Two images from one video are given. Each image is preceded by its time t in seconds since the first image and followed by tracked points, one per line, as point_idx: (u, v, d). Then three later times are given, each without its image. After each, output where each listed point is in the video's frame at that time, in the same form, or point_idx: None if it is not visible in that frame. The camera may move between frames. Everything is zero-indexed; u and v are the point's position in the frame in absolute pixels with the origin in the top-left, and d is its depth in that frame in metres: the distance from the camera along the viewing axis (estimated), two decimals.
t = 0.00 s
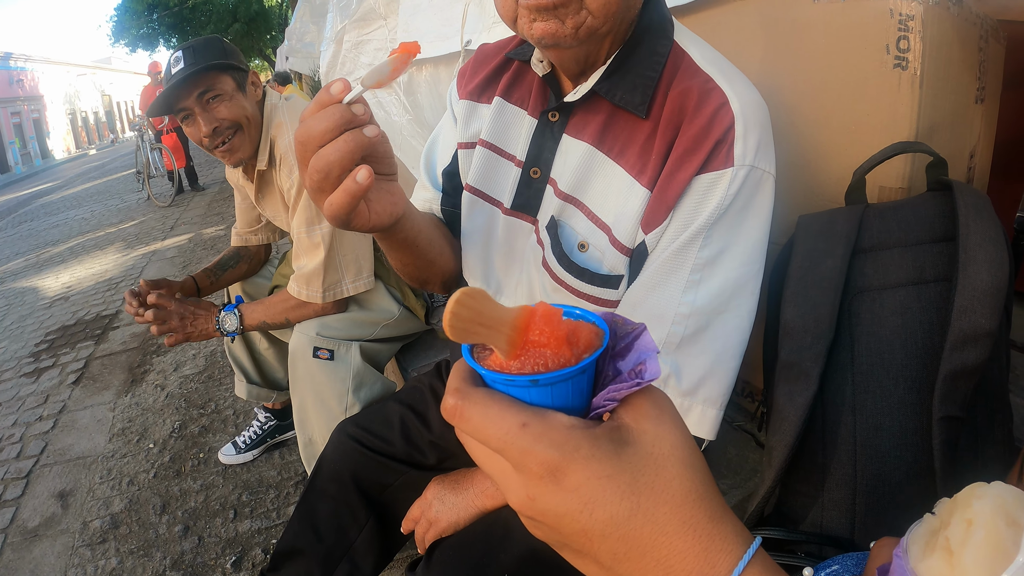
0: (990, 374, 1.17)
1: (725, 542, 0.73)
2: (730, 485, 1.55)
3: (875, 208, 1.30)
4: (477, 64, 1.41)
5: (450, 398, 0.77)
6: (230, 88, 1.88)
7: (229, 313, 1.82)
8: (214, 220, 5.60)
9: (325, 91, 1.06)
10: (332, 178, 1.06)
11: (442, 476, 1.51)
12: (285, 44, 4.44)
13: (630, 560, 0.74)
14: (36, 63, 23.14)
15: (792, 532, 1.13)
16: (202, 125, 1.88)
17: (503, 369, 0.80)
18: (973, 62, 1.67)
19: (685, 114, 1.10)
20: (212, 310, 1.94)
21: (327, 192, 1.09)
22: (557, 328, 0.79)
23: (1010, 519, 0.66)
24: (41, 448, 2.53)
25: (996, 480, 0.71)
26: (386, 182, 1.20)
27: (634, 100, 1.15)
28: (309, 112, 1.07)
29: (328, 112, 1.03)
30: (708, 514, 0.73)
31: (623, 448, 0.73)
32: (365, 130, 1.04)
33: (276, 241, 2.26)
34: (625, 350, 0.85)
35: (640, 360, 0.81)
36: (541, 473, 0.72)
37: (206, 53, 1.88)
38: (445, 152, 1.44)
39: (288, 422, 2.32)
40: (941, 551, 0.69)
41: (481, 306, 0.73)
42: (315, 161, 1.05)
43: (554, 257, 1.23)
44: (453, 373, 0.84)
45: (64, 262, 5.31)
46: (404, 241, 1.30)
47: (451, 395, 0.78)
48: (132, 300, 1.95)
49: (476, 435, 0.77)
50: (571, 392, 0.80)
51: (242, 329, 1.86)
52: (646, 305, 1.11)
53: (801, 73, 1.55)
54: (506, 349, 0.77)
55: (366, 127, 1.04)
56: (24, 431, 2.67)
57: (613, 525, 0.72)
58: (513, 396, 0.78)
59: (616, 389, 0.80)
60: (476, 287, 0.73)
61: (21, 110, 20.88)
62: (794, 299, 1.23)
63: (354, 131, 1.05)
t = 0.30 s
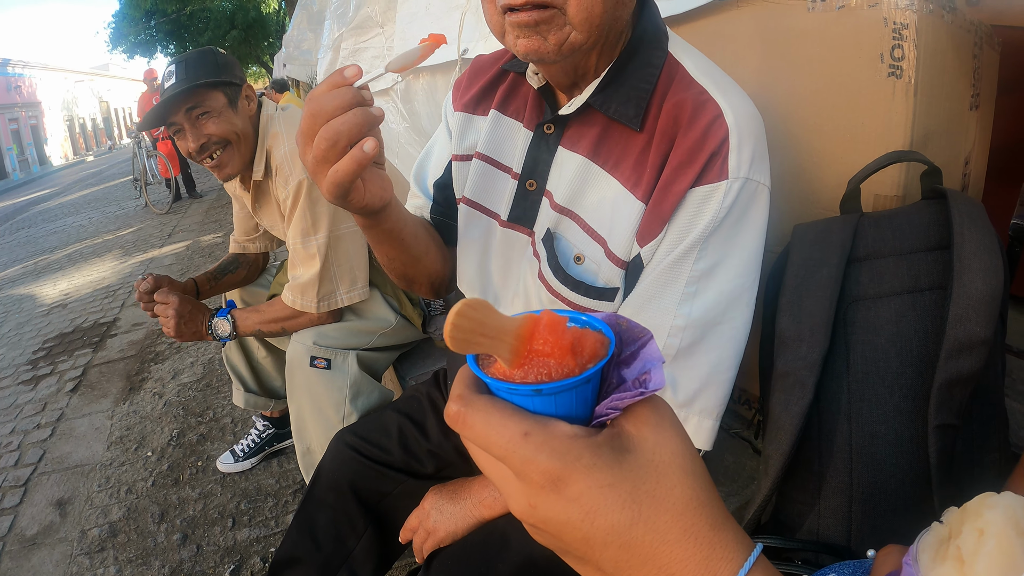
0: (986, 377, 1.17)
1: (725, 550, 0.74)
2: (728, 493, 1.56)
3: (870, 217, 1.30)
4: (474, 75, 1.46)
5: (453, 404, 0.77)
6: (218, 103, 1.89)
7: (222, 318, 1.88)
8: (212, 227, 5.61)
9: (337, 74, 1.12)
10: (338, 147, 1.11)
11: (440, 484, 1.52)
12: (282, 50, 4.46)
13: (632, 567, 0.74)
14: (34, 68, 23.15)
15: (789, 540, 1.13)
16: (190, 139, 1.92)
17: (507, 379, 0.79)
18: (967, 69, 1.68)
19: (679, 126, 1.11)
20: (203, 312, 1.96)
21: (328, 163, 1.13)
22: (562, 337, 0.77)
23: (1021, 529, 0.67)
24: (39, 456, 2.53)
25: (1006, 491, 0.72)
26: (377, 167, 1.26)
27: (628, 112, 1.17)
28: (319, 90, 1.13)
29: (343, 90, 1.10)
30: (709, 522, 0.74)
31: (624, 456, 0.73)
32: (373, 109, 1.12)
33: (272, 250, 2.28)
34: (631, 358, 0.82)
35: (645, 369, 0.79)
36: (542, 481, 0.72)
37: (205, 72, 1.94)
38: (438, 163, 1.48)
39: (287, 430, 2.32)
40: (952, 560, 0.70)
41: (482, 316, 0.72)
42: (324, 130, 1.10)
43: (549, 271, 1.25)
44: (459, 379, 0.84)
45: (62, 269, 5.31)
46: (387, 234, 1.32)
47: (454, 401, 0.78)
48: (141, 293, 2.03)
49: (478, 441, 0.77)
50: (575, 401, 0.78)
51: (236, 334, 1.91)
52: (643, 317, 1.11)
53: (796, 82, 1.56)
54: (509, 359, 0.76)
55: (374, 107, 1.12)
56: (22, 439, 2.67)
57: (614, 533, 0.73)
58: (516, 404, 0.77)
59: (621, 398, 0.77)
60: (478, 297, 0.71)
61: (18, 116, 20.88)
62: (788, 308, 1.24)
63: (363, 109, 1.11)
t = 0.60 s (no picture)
0: (975, 391, 1.20)
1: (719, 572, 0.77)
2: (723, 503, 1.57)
3: (863, 230, 1.33)
4: (468, 91, 1.54)
5: (461, 437, 0.79)
6: (188, 125, 1.96)
7: (226, 335, 1.92)
8: (210, 236, 5.63)
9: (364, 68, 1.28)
10: (366, 119, 1.22)
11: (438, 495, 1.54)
12: (280, 59, 4.49)
13: None
14: (32, 74, 23.18)
15: (782, 551, 1.14)
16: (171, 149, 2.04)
17: (511, 412, 0.80)
18: (961, 80, 1.69)
19: (670, 143, 1.14)
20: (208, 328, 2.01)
21: (355, 134, 1.23)
22: (563, 374, 0.79)
23: (1004, 547, 0.68)
24: (38, 465, 2.53)
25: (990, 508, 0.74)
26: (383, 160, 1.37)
27: (619, 130, 1.21)
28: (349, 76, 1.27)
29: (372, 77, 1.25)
30: (704, 547, 0.77)
31: (623, 484, 0.75)
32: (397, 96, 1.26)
33: (271, 261, 2.33)
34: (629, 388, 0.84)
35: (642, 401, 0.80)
36: (546, 509, 0.74)
37: (194, 95, 2.00)
38: (433, 179, 1.57)
39: (286, 440, 2.34)
40: None
41: (489, 360, 0.73)
42: (356, 102, 1.21)
43: (543, 286, 1.27)
44: (464, 413, 0.85)
45: (59, 277, 5.31)
46: (382, 227, 1.44)
47: (461, 433, 0.79)
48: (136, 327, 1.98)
49: (485, 471, 0.78)
50: (576, 431, 0.80)
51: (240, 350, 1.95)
52: (636, 333, 1.12)
53: (787, 94, 1.58)
54: (512, 395, 0.78)
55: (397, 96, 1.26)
56: (21, 448, 2.68)
57: (614, 555, 0.76)
58: (520, 435, 0.79)
59: (620, 428, 0.79)
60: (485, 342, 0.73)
61: (15, 122, 20.89)
62: (778, 317, 1.27)
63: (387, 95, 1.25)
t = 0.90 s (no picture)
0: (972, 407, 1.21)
1: None
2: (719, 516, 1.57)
3: (857, 244, 1.34)
4: (463, 105, 1.56)
5: (448, 465, 0.80)
6: (184, 129, 1.97)
7: (224, 350, 1.95)
8: (208, 245, 5.65)
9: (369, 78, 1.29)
10: (370, 122, 1.22)
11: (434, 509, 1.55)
12: (279, 68, 4.50)
13: None
14: (32, 81, 23.27)
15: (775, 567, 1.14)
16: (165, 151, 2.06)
17: (497, 443, 0.82)
18: (956, 89, 1.70)
19: (660, 158, 1.15)
20: (206, 344, 2.06)
21: (360, 135, 1.23)
22: (549, 407, 0.80)
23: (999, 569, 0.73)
24: (35, 475, 2.53)
25: (983, 533, 0.80)
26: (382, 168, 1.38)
27: (608, 145, 1.22)
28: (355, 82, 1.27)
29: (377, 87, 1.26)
30: None
31: (609, 514, 0.77)
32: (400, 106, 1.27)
33: (268, 272, 2.34)
34: (616, 419, 0.85)
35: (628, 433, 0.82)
36: (531, 540, 0.76)
37: (191, 100, 2.01)
38: (428, 194, 1.60)
39: (283, 451, 2.34)
40: None
41: (473, 396, 0.75)
42: (363, 106, 1.22)
43: (535, 302, 1.28)
44: (452, 441, 0.86)
45: (58, 285, 5.32)
46: (376, 234, 1.45)
47: (448, 460, 0.81)
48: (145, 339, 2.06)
49: (472, 501, 0.79)
50: (563, 461, 0.81)
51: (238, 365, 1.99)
52: (627, 348, 1.12)
53: (780, 106, 1.59)
54: (498, 428, 0.79)
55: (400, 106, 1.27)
56: (19, 457, 2.68)
57: None
58: (506, 465, 0.81)
59: (605, 458, 0.80)
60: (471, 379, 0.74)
61: (15, 129, 20.96)
62: (769, 331, 1.28)
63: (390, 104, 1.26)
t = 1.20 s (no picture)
0: (969, 418, 1.22)
1: None
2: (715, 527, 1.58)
3: (851, 256, 1.35)
4: (458, 118, 1.57)
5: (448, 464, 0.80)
6: (180, 140, 1.98)
7: (221, 363, 1.96)
8: (207, 254, 5.66)
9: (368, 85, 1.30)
10: (370, 130, 1.23)
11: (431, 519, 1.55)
12: (277, 78, 4.52)
13: None
14: (31, 87, 23.33)
15: None
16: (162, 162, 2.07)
17: (496, 444, 0.82)
18: (951, 99, 1.71)
19: (652, 170, 1.16)
20: (203, 355, 2.08)
21: (361, 143, 1.24)
22: (547, 411, 0.79)
23: (971, 569, 0.79)
24: (33, 484, 2.53)
25: (959, 537, 0.86)
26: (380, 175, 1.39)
27: (601, 158, 1.23)
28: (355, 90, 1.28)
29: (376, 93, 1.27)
30: None
31: (602, 515, 0.78)
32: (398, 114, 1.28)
33: (265, 283, 2.36)
34: (612, 423, 0.85)
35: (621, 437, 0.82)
36: (525, 538, 0.77)
37: (187, 111, 2.01)
38: (422, 206, 1.61)
39: (281, 461, 2.34)
40: None
41: (471, 399, 0.74)
42: (364, 114, 1.23)
43: (529, 315, 1.29)
44: (455, 441, 0.86)
45: (57, 294, 5.32)
46: (372, 242, 1.46)
47: (449, 460, 0.81)
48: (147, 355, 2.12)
49: (472, 499, 0.80)
50: (559, 463, 0.81)
51: (235, 377, 2.00)
52: (620, 359, 1.12)
53: (774, 117, 1.60)
54: (496, 430, 0.79)
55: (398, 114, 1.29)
56: (17, 467, 2.68)
57: None
58: (505, 465, 0.81)
59: (597, 460, 0.81)
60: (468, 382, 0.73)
61: (14, 136, 21.00)
62: (762, 342, 1.29)
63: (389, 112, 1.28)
